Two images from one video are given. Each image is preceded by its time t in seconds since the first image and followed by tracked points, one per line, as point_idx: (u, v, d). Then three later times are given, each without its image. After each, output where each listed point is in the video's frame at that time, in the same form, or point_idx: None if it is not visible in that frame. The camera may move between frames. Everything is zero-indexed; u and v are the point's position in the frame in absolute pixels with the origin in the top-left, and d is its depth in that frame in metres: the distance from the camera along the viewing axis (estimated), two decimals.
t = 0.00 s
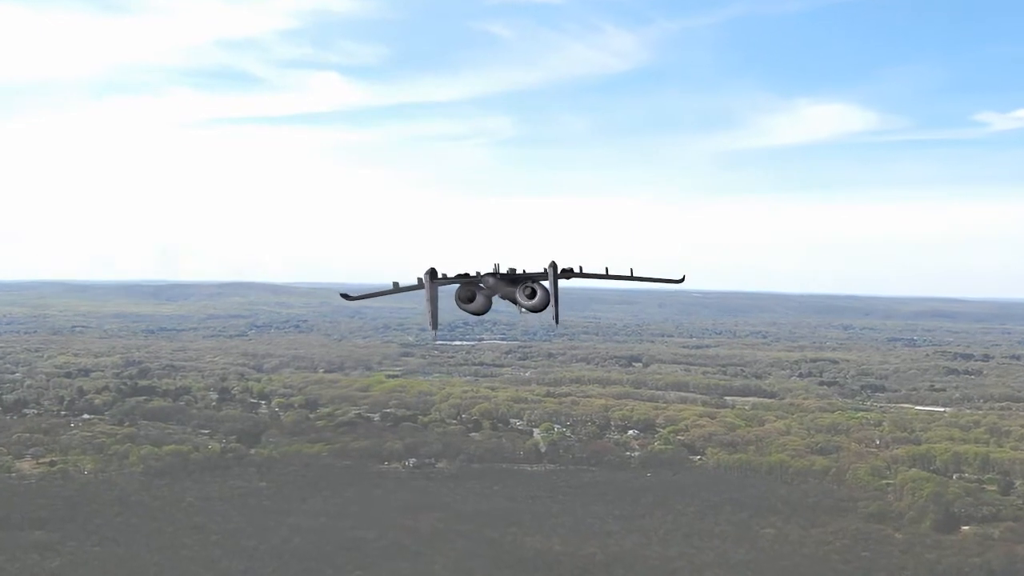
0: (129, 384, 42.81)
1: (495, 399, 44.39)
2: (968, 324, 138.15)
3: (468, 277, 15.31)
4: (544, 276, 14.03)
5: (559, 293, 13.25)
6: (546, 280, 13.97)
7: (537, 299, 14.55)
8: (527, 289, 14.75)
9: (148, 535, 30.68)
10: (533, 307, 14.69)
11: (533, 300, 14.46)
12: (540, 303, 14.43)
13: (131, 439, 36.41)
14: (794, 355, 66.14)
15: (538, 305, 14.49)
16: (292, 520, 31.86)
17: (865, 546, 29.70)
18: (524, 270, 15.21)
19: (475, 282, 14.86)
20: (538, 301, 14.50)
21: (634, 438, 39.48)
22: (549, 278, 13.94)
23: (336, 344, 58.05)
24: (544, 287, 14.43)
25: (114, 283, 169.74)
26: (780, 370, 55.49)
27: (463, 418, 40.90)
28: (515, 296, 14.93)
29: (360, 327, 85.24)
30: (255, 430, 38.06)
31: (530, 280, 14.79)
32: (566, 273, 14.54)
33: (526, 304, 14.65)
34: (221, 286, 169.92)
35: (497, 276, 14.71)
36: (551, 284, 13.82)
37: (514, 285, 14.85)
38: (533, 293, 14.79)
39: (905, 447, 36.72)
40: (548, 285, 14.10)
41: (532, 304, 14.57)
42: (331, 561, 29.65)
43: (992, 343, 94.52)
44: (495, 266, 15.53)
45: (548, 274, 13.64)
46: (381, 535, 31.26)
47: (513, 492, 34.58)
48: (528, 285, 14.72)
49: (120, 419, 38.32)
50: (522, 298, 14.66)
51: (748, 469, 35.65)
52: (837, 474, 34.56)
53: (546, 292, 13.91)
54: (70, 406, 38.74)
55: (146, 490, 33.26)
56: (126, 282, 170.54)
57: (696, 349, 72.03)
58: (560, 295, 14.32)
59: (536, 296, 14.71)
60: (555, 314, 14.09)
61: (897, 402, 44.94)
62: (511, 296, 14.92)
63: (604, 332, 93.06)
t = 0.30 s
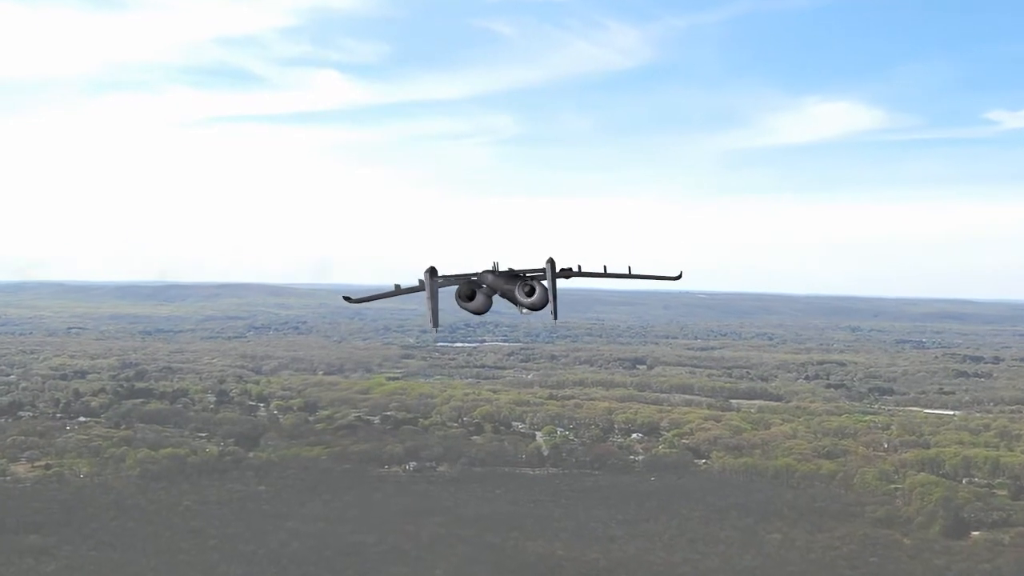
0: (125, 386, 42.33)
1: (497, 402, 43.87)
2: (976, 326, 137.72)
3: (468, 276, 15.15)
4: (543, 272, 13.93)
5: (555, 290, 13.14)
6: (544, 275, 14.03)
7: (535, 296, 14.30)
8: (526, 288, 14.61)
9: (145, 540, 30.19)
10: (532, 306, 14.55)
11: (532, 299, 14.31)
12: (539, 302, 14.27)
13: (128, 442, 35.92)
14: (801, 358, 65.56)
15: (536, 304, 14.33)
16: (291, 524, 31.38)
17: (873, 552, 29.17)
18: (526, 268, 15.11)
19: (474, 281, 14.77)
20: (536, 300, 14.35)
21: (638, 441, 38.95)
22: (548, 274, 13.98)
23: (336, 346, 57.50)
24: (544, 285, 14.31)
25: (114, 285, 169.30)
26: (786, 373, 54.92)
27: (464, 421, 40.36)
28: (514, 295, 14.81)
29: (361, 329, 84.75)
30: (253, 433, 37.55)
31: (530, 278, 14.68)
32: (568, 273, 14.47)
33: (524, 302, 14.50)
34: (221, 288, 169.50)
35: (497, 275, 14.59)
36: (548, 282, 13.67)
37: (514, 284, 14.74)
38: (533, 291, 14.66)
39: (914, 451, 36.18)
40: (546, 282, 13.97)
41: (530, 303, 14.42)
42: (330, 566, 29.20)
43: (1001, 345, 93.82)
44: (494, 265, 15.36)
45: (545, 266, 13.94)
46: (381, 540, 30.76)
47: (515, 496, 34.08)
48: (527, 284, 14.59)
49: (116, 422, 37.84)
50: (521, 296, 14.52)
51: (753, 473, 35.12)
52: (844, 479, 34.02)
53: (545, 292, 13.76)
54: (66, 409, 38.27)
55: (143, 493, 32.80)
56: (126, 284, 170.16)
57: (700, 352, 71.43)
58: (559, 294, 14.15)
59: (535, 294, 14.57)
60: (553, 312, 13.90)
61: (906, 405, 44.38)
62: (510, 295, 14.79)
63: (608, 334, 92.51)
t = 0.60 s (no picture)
0: (121, 388, 41.84)
1: (499, 404, 43.34)
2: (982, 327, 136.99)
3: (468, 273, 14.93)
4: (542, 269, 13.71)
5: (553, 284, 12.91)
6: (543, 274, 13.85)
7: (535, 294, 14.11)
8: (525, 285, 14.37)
9: (140, 544, 29.70)
10: (532, 304, 14.36)
11: (531, 297, 14.10)
12: (538, 300, 14.11)
13: (124, 445, 35.41)
14: (806, 359, 64.96)
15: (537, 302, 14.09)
16: (289, 529, 30.88)
17: (881, 557, 28.66)
18: (525, 265, 14.90)
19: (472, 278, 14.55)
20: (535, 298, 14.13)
21: (641, 444, 38.42)
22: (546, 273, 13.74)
23: (336, 347, 57.03)
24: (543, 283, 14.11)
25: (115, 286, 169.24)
26: (792, 375, 54.35)
27: (465, 423, 39.82)
28: (513, 293, 14.59)
29: (361, 330, 84.26)
30: (251, 435, 37.04)
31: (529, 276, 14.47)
32: (569, 270, 14.31)
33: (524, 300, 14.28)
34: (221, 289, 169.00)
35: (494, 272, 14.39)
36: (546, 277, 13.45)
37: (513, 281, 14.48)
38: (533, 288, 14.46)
39: (922, 455, 35.64)
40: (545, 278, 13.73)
41: (530, 301, 14.21)
42: (329, 571, 28.71)
43: (1009, 347, 93.10)
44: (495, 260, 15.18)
45: (544, 263, 13.80)
46: (381, 545, 30.26)
47: (516, 500, 33.55)
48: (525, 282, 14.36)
49: (112, 424, 37.33)
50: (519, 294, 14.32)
51: (759, 477, 34.59)
52: (851, 483, 33.50)
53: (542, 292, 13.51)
54: (61, 411, 37.78)
55: (139, 497, 32.30)
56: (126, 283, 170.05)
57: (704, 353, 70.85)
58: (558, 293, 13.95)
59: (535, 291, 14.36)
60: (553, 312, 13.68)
61: (914, 408, 43.80)
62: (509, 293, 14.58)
63: (611, 335, 91.97)
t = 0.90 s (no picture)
0: (117, 390, 41.34)
1: (500, 405, 42.83)
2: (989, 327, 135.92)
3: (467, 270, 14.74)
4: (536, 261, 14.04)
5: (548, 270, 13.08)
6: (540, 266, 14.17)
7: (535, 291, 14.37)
8: (523, 282, 14.66)
9: (136, 548, 29.23)
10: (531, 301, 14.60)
11: (529, 294, 14.42)
12: (538, 296, 14.41)
13: (119, 447, 34.91)
14: (812, 361, 64.32)
15: (535, 299, 14.45)
16: (287, 532, 30.42)
17: (889, 562, 28.17)
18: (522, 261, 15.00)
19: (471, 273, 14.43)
20: (533, 294, 14.47)
21: (644, 447, 37.90)
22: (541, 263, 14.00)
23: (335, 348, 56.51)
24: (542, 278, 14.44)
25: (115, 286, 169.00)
26: (798, 377, 53.75)
27: (466, 425, 39.29)
28: (512, 290, 14.82)
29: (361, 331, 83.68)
30: (249, 437, 36.55)
31: (529, 273, 14.73)
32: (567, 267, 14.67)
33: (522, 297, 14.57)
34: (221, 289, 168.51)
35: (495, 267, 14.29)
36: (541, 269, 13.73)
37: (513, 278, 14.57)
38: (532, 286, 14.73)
39: (931, 458, 35.12)
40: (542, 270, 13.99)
41: (528, 298, 14.51)
42: None
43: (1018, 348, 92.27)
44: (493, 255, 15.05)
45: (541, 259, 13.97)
46: (380, 548, 29.82)
47: (517, 503, 33.05)
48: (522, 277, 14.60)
49: (108, 426, 36.82)
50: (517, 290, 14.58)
51: (764, 480, 34.08)
52: (858, 487, 32.99)
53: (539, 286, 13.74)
54: (56, 413, 37.29)
55: (135, 499, 31.84)
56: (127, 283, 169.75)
57: (709, 354, 70.24)
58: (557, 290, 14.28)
59: (533, 289, 14.67)
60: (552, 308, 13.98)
61: (922, 410, 43.24)
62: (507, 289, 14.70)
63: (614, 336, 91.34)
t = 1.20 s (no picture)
0: (112, 390, 40.85)
1: (501, 407, 42.31)
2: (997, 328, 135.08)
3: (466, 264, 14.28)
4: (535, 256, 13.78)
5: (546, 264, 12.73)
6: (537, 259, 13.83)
7: (535, 288, 14.11)
8: (522, 277, 14.38)
9: (131, 551, 28.77)
10: (531, 298, 14.34)
11: (529, 290, 14.18)
12: (537, 293, 14.19)
13: (114, 448, 34.41)
14: (818, 361, 63.73)
15: (534, 295, 14.24)
16: (284, 535, 29.95)
17: (896, 567, 27.69)
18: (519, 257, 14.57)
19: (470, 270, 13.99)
20: (533, 290, 14.23)
21: (647, 449, 37.37)
22: (541, 265, 13.50)
23: (333, 349, 56.04)
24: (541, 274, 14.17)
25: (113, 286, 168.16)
26: (803, 378, 53.21)
27: (466, 427, 38.76)
28: (511, 288, 14.46)
29: (361, 331, 83.14)
30: (246, 439, 36.05)
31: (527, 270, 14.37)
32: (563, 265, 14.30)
33: (521, 293, 14.32)
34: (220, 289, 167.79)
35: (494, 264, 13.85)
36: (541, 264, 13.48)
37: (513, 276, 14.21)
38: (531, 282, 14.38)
39: (939, 460, 34.58)
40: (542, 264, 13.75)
41: (528, 294, 14.26)
42: None
43: None
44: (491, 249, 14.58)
45: (539, 254, 13.49)
46: (379, 552, 29.34)
47: (518, 506, 32.54)
48: (521, 272, 14.31)
49: (103, 427, 36.32)
50: (517, 286, 14.29)
51: (769, 483, 33.56)
52: (864, 490, 32.47)
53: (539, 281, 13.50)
54: (50, 414, 36.80)
55: (129, 502, 31.36)
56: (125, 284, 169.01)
57: (712, 355, 69.70)
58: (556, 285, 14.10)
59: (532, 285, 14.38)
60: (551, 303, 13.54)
61: (929, 412, 42.69)
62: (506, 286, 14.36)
63: (617, 337, 90.82)
